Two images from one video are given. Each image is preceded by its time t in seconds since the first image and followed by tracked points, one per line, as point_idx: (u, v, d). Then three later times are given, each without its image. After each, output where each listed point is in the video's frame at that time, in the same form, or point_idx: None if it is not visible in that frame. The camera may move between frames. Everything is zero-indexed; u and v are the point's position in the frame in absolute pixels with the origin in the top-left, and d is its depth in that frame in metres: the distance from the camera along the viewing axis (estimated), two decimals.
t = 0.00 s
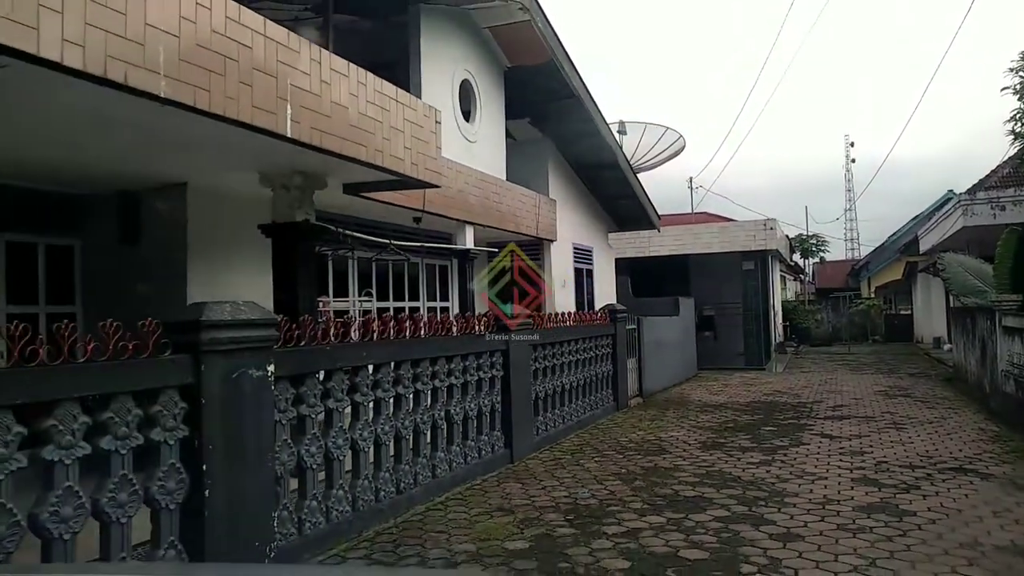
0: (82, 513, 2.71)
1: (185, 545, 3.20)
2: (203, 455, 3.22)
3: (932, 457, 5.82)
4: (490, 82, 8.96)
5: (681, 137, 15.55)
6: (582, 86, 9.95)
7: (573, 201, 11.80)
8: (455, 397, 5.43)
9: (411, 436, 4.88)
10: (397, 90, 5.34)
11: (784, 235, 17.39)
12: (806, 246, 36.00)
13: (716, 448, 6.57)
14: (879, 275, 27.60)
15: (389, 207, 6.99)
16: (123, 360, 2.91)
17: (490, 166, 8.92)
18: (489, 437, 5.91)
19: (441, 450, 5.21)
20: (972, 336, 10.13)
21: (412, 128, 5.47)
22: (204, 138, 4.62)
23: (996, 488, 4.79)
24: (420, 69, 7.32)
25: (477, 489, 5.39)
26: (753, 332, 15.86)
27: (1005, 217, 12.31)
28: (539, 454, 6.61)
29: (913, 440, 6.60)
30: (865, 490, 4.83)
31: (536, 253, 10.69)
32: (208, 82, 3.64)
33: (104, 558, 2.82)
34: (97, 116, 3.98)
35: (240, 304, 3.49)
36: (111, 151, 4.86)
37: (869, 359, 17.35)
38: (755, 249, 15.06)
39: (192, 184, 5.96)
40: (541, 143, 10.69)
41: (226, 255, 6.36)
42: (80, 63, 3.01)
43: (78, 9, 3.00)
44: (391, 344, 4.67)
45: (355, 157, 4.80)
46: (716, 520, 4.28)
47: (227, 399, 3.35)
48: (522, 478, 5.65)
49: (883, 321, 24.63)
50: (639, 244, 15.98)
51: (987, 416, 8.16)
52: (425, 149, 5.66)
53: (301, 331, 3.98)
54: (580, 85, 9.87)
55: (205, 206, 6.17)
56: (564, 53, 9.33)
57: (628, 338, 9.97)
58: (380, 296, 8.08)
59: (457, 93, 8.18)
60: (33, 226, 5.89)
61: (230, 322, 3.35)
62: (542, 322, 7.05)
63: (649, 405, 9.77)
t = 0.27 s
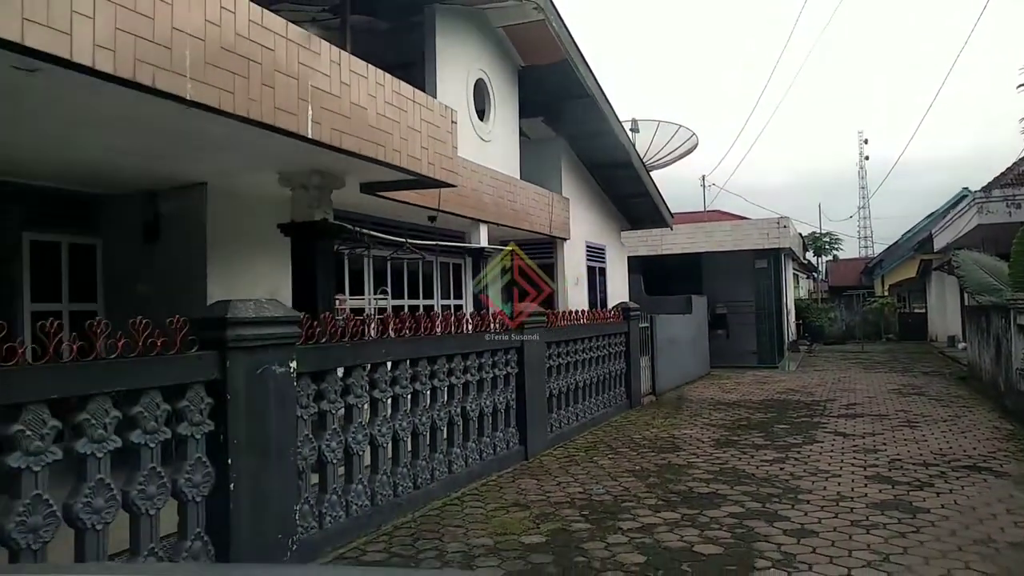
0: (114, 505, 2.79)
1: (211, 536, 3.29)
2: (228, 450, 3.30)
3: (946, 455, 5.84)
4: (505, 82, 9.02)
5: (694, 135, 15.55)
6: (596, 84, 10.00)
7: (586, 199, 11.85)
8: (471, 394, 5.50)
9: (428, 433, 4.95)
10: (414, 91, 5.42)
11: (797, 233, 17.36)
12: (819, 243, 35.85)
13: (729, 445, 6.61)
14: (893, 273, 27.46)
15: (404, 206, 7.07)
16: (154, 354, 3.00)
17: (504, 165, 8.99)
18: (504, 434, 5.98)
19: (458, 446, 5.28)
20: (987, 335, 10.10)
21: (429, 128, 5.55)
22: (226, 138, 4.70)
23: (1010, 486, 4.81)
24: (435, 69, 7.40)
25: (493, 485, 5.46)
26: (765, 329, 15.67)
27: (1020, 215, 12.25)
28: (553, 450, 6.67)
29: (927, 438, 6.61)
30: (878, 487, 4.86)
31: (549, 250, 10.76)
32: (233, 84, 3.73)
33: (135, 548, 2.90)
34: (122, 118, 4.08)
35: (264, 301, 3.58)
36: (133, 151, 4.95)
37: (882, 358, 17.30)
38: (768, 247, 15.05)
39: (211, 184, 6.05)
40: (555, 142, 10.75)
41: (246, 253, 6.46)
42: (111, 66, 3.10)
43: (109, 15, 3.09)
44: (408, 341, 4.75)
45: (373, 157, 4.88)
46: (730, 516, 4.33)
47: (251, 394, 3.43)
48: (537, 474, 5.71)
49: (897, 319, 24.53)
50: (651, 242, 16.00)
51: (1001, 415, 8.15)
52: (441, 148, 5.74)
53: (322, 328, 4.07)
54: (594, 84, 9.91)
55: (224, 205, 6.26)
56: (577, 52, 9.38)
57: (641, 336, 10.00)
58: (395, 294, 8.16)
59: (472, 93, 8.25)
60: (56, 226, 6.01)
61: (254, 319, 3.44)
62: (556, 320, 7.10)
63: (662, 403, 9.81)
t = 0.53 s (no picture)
0: (143, 497, 2.87)
1: (234, 529, 3.37)
2: (252, 445, 3.38)
3: (959, 454, 5.86)
4: (518, 82, 9.09)
5: (705, 133, 15.51)
6: (608, 84, 10.04)
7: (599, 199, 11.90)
8: (486, 392, 5.57)
9: (444, 429, 5.02)
10: (430, 92, 5.48)
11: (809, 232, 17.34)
12: (832, 243, 35.73)
13: (742, 444, 6.65)
14: (907, 273, 27.34)
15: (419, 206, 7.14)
16: (180, 352, 3.08)
17: (517, 165, 9.05)
18: (519, 432, 6.04)
19: (473, 443, 5.35)
20: (1001, 334, 10.06)
21: (444, 129, 5.61)
22: (246, 140, 4.78)
23: None
24: (450, 70, 7.47)
25: (508, 482, 5.52)
26: (778, 328, 15.65)
27: None
28: (567, 448, 6.73)
29: (940, 437, 6.63)
30: (891, 485, 4.90)
31: (561, 249, 10.82)
32: (255, 87, 3.81)
33: (163, 539, 2.98)
34: (146, 120, 4.17)
35: (285, 300, 3.66)
36: (155, 152, 5.04)
37: (896, 357, 17.25)
38: (781, 246, 15.04)
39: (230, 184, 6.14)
40: (568, 142, 10.80)
41: (264, 253, 6.56)
42: (139, 71, 3.19)
43: (137, 21, 3.18)
44: (425, 340, 4.82)
45: (390, 158, 4.95)
46: (744, 513, 4.38)
47: (274, 391, 3.50)
48: (551, 471, 5.76)
49: (910, 319, 24.43)
50: (663, 242, 16.02)
51: (1015, 415, 8.14)
52: (456, 149, 5.81)
53: (341, 326, 4.14)
54: (607, 84, 9.96)
55: (242, 205, 6.35)
56: (590, 52, 9.42)
57: (654, 335, 10.04)
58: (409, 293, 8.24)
59: (486, 93, 8.32)
60: (78, 226, 6.13)
61: (277, 317, 3.51)
62: (569, 319, 7.16)
63: (675, 402, 9.84)
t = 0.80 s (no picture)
0: (175, 490, 2.97)
1: (261, 522, 3.46)
2: (278, 441, 3.47)
3: (973, 453, 5.88)
4: (532, 84, 9.17)
5: (719, 134, 15.56)
6: (622, 85, 10.10)
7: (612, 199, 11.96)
8: (503, 390, 5.64)
9: (462, 427, 5.10)
10: (447, 95, 5.57)
11: (823, 232, 17.31)
12: (846, 242, 35.58)
13: (757, 442, 6.70)
14: (922, 272, 27.21)
15: (435, 206, 7.22)
16: (208, 350, 3.18)
17: (532, 166, 9.14)
18: (535, 430, 6.11)
19: (490, 441, 5.43)
20: (1017, 334, 10.04)
21: (461, 131, 5.70)
22: (268, 142, 4.88)
23: None
24: (466, 73, 7.57)
25: (524, 479, 5.59)
26: (791, 327, 15.68)
27: None
28: (582, 447, 6.80)
29: (955, 436, 6.65)
30: (905, 483, 4.94)
31: (575, 250, 10.89)
32: (279, 92, 3.91)
33: (193, 531, 3.09)
34: (173, 124, 4.29)
35: (310, 299, 3.75)
36: (179, 154, 5.15)
37: (910, 357, 17.20)
38: (795, 246, 15.04)
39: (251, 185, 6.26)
40: (582, 142, 10.87)
41: (284, 253, 6.67)
42: (169, 77, 3.29)
43: (167, 28, 3.27)
44: (443, 338, 4.90)
45: (408, 160, 5.04)
46: (759, 510, 4.43)
47: (300, 387, 3.60)
48: (566, 469, 5.84)
49: (925, 319, 24.31)
50: (677, 241, 16.04)
51: None
52: (473, 150, 5.88)
53: (363, 324, 4.24)
54: (621, 85, 10.01)
55: (263, 207, 6.45)
56: (604, 53, 9.49)
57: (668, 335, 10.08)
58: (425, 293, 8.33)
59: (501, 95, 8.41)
60: (102, 226, 6.26)
61: (301, 315, 3.60)
62: (584, 318, 7.22)
63: (689, 401, 9.89)
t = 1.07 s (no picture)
0: (209, 486, 3.09)
1: (290, 518, 3.56)
2: (306, 439, 3.57)
3: (992, 452, 5.90)
4: (548, 86, 9.25)
5: (734, 134, 15.57)
6: (637, 87, 10.15)
7: (628, 200, 12.01)
8: (522, 390, 5.72)
9: (482, 426, 5.18)
10: (466, 99, 5.65)
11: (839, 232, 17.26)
12: (862, 242, 35.37)
13: (774, 442, 6.74)
14: (940, 272, 27.02)
15: (453, 209, 7.31)
16: (238, 352, 3.28)
17: (548, 167, 9.21)
18: (553, 429, 6.19)
19: (510, 440, 5.51)
20: None
21: (480, 135, 5.78)
22: (292, 148, 4.99)
23: None
24: (483, 76, 7.66)
25: (543, 478, 5.67)
26: (809, 329, 15.63)
27: None
28: (600, 446, 6.86)
29: (973, 435, 6.65)
30: (923, 481, 4.97)
31: (590, 251, 10.95)
32: (305, 99, 4.01)
33: (226, 525, 3.20)
34: (201, 130, 4.41)
35: (336, 301, 3.84)
36: (204, 160, 5.27)
37: (928, 357, 17.10)
38: (811, 246, 15.02)
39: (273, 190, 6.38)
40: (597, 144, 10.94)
41: (305, 256, 6.79)
42: (201, 86, 3.40)
43: (198, 39, 3.38)
44: (464, 339, 4.99)
45: (428, 165, 5.13)
46: (776, 508, 4.48)
47: (326, 387, 3.70)
48: (585, 468, 5.91)
49: (943, 319, 24.14)
50: (692, 242, 16.06)
51: None
52: (491, 154, 5.97)
53: (387, 325, 4.34)
54: (636, 86, 10.07)
55: (285, 210, 6.57)
56: (619, 55, 9.55)
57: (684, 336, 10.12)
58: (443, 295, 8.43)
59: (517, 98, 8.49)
60: (129, 230, 6.40)
61: (328, 317, 3.71)
62: (601, 319, 7.28)
63: (705, 401, 9.92)
